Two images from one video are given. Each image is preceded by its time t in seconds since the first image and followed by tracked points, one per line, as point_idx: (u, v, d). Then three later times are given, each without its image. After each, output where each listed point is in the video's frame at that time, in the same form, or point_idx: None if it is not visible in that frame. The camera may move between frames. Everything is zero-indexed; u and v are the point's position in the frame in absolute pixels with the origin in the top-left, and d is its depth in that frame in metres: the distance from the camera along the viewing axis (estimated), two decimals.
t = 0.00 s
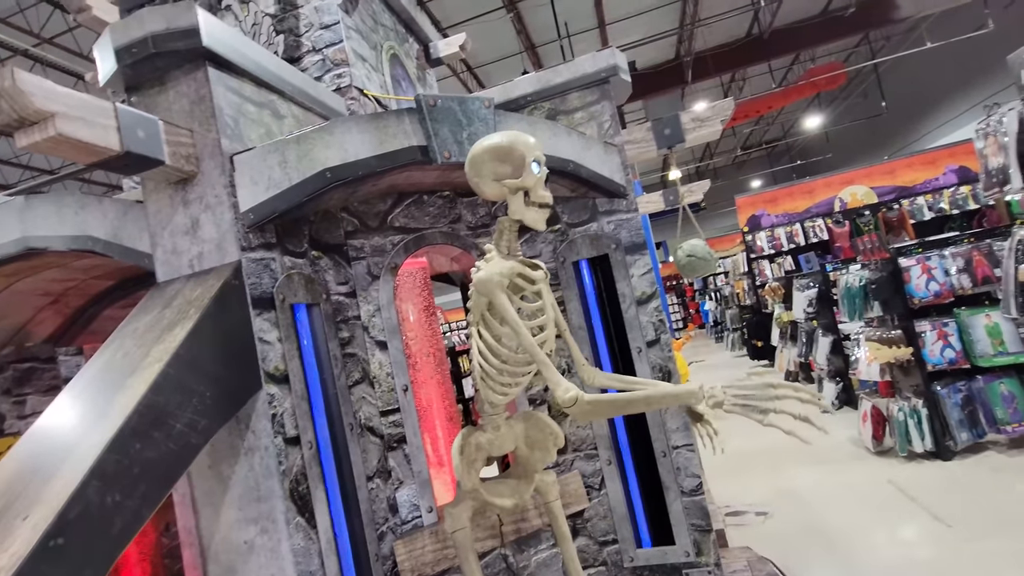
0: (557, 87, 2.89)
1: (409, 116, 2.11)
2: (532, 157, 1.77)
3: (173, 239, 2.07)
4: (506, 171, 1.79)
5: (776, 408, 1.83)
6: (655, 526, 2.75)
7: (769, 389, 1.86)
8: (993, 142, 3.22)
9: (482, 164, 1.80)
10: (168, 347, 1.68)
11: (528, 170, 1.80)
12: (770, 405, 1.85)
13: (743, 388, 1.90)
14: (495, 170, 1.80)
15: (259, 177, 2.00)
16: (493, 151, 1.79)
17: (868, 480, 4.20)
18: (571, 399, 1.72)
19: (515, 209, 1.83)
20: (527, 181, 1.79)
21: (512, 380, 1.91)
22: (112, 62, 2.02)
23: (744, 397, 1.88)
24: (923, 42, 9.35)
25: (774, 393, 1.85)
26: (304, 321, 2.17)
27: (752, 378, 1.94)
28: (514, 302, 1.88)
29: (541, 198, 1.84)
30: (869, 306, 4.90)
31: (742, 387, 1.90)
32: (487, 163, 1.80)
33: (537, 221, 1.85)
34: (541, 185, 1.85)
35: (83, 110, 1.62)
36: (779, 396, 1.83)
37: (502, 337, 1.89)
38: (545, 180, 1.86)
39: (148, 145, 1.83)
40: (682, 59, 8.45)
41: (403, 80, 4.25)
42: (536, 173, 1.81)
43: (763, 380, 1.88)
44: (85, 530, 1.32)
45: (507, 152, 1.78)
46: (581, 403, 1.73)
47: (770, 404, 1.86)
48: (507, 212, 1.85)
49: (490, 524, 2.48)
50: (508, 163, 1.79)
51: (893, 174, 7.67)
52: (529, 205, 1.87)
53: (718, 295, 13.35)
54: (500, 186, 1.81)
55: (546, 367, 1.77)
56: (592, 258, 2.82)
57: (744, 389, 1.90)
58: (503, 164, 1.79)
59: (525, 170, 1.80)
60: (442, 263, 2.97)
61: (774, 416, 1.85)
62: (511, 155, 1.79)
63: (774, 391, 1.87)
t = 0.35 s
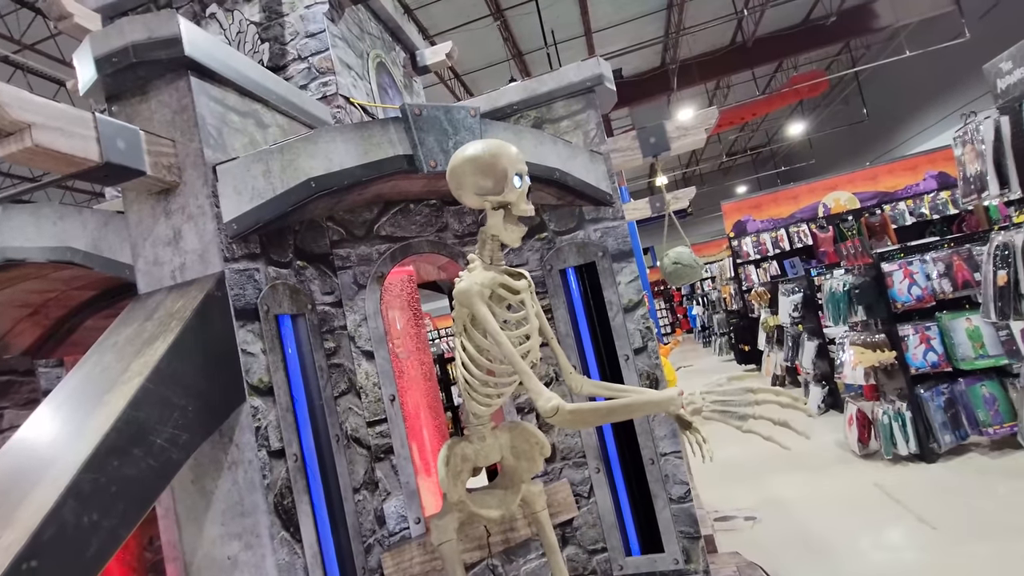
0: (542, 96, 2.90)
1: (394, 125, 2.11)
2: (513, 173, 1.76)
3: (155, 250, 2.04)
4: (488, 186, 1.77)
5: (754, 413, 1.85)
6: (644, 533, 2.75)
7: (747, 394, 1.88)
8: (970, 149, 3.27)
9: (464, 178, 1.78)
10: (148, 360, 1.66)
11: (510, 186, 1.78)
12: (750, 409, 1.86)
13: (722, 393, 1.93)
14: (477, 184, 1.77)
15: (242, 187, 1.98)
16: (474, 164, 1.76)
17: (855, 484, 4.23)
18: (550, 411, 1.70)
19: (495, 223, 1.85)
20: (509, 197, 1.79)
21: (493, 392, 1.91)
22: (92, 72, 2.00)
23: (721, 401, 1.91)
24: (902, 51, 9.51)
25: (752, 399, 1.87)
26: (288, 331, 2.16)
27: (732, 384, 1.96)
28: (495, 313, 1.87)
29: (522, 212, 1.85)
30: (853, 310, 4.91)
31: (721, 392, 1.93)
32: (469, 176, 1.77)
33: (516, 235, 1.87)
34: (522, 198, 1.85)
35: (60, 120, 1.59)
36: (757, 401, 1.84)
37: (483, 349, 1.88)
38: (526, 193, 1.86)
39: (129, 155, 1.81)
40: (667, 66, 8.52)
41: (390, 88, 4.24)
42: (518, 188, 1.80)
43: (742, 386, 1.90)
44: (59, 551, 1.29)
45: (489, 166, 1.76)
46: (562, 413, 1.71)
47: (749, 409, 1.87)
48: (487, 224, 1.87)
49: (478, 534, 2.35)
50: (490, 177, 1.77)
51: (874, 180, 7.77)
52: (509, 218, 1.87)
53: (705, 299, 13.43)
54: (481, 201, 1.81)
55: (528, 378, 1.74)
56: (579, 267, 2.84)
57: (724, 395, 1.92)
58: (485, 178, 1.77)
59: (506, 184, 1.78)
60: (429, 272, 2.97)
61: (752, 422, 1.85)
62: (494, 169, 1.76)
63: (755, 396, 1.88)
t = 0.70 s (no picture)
0: (527, 97, 2.89)
1: (377, 125, 2.07)
2: (501, 175, 1.72)
3: (130, 252, 1.98)
4: (475, 187, 1.72)
5: (743, 419, 1.68)
6: (632, 536, 2.73)
7: (735, 398, 1.71)
8: (948, 152, 3.31)
9: (451, 178, 1.74)
10: (120, 365, 1.60)
11: (498, 188, 1.74)
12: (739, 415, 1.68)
13: (708, 397, 1.73)
14: (464, 185, 1.73)
15: (221, 187, 1.93)
16: (462, 164, 1.72)
17: (838, 484, 4.27)
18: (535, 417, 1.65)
19: (481, 225, 1.81)
20: (495, 200, 1.75)
21: (479, 396, 1.87)
22: (62, 68, 1.94)
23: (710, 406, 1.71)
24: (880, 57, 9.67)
25: (742, 404, 1.69)
26: (269, 335, 2.10)
27: (719, 387, 1.78)
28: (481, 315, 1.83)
29: (509, 215, 1.80)
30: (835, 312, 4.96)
31: (708, 396, 1.73)
32: (456, 176, 1.73)
33: (501, 238, 1.83)
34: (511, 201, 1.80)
35: (28, 117, 1.54)
36: (748, 407, 1.67)
37: (469, 352, 1.85)
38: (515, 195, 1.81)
39: (101, 154, 1.75)
40: (651, 70, 8.57)
41: (374, 89, 4.20)
42: (505, 191, 1.76)
43: (729, 389, 1.73)
44: (23, 567, 1.24)
45: (476, 167, 1.72)
46: (547, 418, 1.66)
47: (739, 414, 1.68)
48: (473, 226, 1.83)
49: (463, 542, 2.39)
50: (477, 179, 1.72)
51: (854, 183, 7.87)
52: (495, 220, 1.83)
53: (689, 302, 13.52)
54: (467, 202, 1.76)
55: (512, 382, 1.70)
56: (565, 269, 2.82)
57: (710, 398, 1.73)
58: (472, 179, 1.72)
59: (494, 187, 1.74)
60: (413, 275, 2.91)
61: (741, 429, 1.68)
62: (482, 170, 1.72)
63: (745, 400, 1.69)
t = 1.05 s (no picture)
0: (515, 98, 2.88)
1: (364, 126, 2.05)
2: (483, 178, 1.71)
3: (110, 255, 1.95)
4: (457, 189, 1.72)
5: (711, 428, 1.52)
6: (622, 538, 2.72)
7: (704, 405, 1.53)
8: (930, 154, 3.34)
9: (434, 178, 1.74)
10: (99, 371, 1.58)
11: (480, 191, 1.73)
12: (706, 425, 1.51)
13: (674, 402, 1.57)
14: (447, 186, 1.73)
15: (204, 188, 1.90)
16: (446, 165, 1.71)
17: (825, 483, 4.30)
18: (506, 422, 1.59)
19: (463, 226, 1.80)
20: (478, 202, 1.74)
21: (462, 399, 1.85)
22: (39, 67, 1.90)
23: (675, 414, 1.55)
24: (863, 60, 9.78)
25: (710, 410, 1.52)
26: (254, 338, 2.07)
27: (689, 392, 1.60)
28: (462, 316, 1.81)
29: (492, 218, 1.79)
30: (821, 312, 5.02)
31: (675, 402, 1.57)
32: (439, 177, 1.73)
33: (485, 240, 1.82)
34: (494, 204, 1.79)
35: (3, 117, 1.50)
36: (716, 416, 1.51)
37: (452, 356, 1.82)
38: (499, 199, 1.80)
39: (80, 154, 1.72)
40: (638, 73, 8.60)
41: (361, 90, 4.17)
42: (488, 194, 1.75)
43: (699, 395, 1.55)
44: None
45: (459, 168, 1.71)
46: (518, 422, 1.60)
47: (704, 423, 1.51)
48: (456, 228, 1.82)
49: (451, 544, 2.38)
50: (461, 180, 1.72)
51: (839, 185, 7.95)
52: (478, 223, 1.81)
53: (678, 303, 13.58)
54: (449, 203, 1.76)
55: (486, 385, 1.66)
56: (553, 270, 2.81)
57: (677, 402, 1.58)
58: (455, 180, 1.72)
59: (477, 189, 1.73)
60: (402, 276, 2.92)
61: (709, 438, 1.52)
62: (465, 172, 1.72)
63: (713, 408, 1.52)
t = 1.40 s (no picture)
0: (507, 97, 2.87)
1: (355, 125, 2.03)
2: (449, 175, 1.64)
3: (98, 255, 1.93)
4: (427, 186, 1.67)
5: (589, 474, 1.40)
6: (615, 538, 2.71)
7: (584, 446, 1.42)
8: (920, 153, 3.36)
9: (409, 174, 1.71)
10: (85, 372, 1.57)
11: (449, 189, 1.66)
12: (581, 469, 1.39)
13: (556, 439, 1.43)
14: (420, 183, 1.69)
15: (192, 187, 1.88)
16: (417, 162, 1.68)
17: (818, 480, 4.32)
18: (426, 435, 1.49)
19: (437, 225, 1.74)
20: (447, 200, 1.67)
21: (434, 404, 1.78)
22: (24, 65, 1.87)
23: (555, 453, 1.41)
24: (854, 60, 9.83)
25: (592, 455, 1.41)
26: (244, 339, 2.05)
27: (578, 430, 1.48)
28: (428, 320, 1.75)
29: (465, 217, 1.70)
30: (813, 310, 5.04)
31: (559, 438, 1.43)
32: (412, 173, 1.70)
33: (462, 239, 1.74)
34: (467, 203, 1.70)
35: None
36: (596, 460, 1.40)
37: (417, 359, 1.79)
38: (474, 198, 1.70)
39: (67, 153, 1.70)
40: (631, 72, 8.61)
41: (353, 89, 4.15)
42: (458, 192, 1.67)
43: (584, 435, 1.44)
44: None
45: (429, 165, 1.66)
46: (438, 439, 1.47)
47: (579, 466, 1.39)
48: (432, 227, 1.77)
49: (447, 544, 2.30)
50: (431, 177, 1.67)
51: (830, 184, 7.98)
52: (455, 222, 1.74)
53: (672, 302, 13.61)
54: (422, 200, 1.71)
55: (425, 396, 1.57)
56: (546, 269, 2.80)
57: (559, 439, 1.44)
58: (425, 177, 1.68)
59: (447, 187, 1.67)
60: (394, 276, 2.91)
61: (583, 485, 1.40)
62: (435, 169, 1.66)
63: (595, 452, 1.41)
